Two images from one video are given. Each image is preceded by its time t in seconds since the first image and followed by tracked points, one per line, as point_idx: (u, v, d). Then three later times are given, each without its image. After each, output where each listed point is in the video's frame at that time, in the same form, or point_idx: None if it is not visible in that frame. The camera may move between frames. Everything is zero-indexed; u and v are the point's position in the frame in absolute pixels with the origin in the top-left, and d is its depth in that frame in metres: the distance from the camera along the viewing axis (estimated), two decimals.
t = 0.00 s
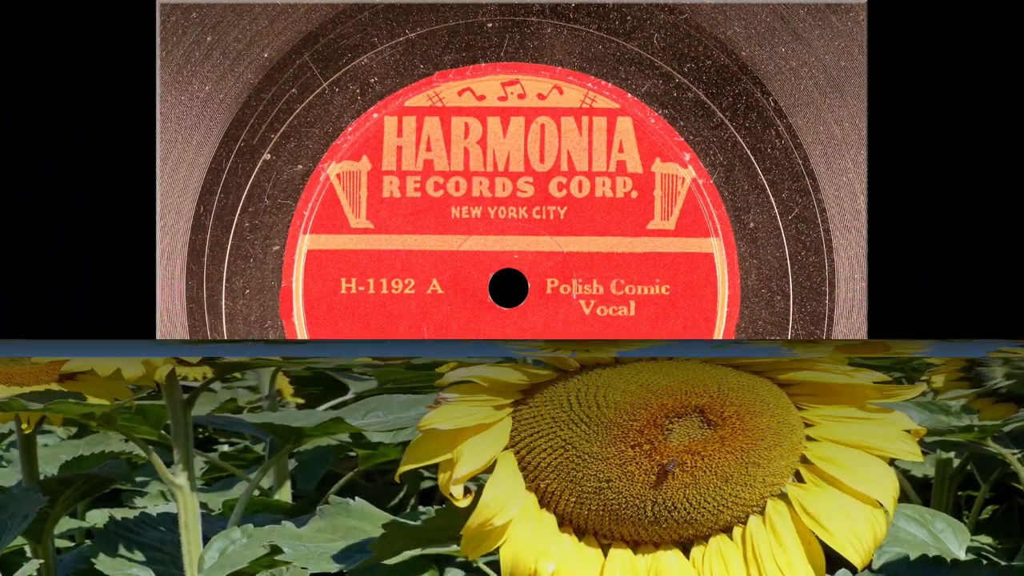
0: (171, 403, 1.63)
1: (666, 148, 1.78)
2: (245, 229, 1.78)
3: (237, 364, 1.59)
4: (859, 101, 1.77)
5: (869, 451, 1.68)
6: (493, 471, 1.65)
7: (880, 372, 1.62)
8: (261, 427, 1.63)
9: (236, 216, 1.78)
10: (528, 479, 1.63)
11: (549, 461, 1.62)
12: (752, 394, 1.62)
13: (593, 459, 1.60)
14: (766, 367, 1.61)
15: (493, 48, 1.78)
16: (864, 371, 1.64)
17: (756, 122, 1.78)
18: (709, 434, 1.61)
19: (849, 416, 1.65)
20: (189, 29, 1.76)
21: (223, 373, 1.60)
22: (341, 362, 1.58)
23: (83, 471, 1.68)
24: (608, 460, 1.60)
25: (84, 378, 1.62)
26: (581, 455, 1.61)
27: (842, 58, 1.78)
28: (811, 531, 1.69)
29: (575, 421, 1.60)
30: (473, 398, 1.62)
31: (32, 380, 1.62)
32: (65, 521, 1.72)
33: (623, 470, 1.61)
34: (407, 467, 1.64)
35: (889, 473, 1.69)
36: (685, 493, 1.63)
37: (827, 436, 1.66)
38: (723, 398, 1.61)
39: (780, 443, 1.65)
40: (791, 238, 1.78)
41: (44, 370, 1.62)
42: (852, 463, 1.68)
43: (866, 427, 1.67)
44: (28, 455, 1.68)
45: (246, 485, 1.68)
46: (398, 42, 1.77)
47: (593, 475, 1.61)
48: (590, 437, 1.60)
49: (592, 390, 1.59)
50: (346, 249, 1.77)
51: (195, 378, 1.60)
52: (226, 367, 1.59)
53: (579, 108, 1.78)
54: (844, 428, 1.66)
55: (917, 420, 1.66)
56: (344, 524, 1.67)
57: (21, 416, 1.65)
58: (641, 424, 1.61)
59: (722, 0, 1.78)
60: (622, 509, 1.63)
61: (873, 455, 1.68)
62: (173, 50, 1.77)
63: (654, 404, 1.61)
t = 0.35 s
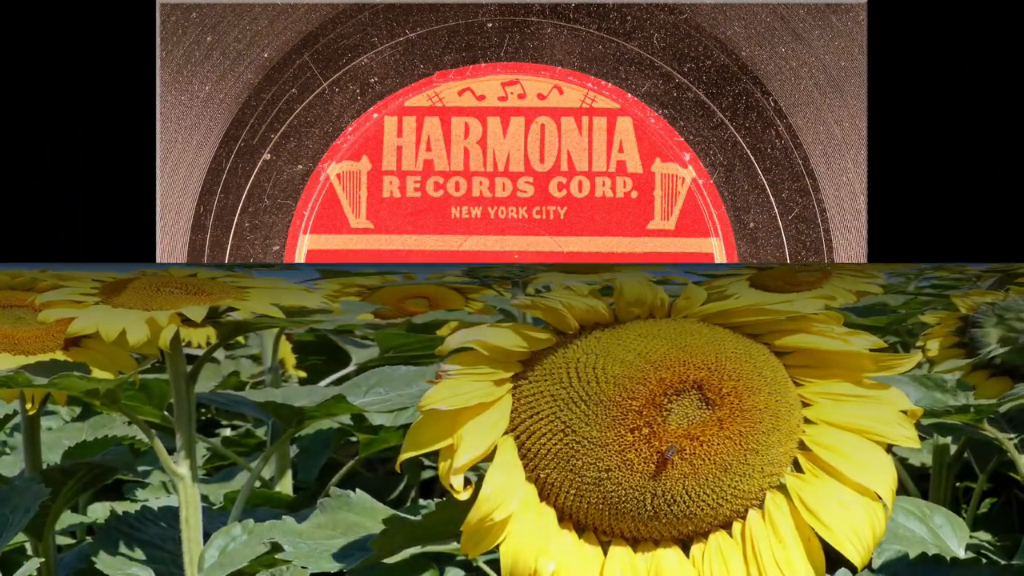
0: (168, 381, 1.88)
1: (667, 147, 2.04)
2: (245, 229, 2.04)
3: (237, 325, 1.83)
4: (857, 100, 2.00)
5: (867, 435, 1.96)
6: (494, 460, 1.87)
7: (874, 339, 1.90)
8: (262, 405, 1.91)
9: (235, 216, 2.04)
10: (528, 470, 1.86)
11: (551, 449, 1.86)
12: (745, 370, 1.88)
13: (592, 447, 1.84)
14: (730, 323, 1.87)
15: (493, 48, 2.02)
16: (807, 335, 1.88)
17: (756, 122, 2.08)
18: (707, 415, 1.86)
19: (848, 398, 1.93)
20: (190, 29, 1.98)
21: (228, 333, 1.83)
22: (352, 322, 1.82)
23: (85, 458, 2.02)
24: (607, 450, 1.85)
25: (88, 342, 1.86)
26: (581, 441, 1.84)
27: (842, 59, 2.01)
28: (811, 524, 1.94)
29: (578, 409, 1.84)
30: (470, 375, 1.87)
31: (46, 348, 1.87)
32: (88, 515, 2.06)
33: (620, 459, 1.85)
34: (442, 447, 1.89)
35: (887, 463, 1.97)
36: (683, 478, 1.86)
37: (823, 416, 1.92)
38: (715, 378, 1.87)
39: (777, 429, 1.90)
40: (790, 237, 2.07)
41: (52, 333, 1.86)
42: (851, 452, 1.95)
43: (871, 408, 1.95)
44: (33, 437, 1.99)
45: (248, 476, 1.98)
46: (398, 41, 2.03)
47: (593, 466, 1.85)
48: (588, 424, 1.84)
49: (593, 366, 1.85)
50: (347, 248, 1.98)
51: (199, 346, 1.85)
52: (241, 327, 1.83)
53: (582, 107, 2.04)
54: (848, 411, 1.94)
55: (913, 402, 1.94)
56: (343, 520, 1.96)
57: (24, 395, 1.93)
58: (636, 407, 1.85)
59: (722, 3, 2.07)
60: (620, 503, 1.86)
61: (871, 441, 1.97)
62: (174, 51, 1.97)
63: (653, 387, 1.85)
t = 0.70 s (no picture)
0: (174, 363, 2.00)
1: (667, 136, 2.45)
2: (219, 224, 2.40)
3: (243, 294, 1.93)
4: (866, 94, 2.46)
5: (863, 423, 1.96)
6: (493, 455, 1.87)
7: (868, 313, 1.95)
8: (263, 392, 2.05)
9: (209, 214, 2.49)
10: (529, 463, 1.88)
11: (551, 440, 1.87)
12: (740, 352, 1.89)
13: (591, 438, 1.86)
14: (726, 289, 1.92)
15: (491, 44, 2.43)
16: (802, 307, 1.93)
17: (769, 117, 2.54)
18: (705, 401, 1.85)
19: (843, 381, 1.95)
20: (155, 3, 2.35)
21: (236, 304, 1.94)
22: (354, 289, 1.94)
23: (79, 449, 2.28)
24: (606, 441, 1.86)
25: (95, 316, 1.96)
26: (580, 431, 1.86)
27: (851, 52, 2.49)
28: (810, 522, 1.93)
29: (577, 395, 1.85)
30: (472, 357, 1.87)
31: (52, 324, 2.00)
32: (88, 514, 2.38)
33: (620, 450, 1.86)
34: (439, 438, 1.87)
35: (883, 455, 1.96)
36: (682, 472, 1.86)
37: (819, 402, 1.94)
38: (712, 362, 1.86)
39: (775, 416, 1.89)
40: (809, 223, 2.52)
41: (57, 306, 1.98)
42: (848, 442, 1.95)
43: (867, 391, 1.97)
44: (37, 421, 2.23)
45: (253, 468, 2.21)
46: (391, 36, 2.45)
47: (592, 458, 1.87)
48: (588, 412, 1.85)
49: (593, 347, 1.86)
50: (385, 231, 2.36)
51: (203, 320, 1.94)
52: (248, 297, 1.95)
53: (579, 111, 3.60)
54: (844, 396, 1.95)
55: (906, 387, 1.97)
56: (343, 518, 2.06)
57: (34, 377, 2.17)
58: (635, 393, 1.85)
59: None
60: (618, 498, 1.88)
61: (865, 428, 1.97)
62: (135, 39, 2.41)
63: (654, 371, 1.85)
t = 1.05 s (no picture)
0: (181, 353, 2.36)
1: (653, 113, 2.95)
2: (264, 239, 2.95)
3: (245, 273, 2.25)
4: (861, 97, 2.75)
5: (860, 418, 2.08)
6: (494, 448, 1.92)
7: (864, 295, 2.07)
8: (269, 382, 2.56)
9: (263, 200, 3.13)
10: (529, 459, 1.95)
11: (550, 434, 1.93)
12: (738, 342, 2.04)
13: (590, 431, 1.92)
14: (724, 269, 2.09)
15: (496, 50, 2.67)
16: (798, 289, 2.09)
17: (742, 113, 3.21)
18: (705, 394, 1.98)
19: (842, 374, 2.11)
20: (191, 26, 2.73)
21: (239, 279, 2.25)
22: (353, 266, 2.25)
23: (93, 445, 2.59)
24: (606, 437, 1.92)
25: (100, 300, 2.50)
26: (580, 424, 1.92)
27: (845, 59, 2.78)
28: (810, 520, 2.01)
29: (576, 387, 1.92)
30: (472, 346, 1.93)
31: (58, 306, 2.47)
32: (91, 510, 3.10)
33: (619, 447, 1.92)
34: (441, 432, 1.92)
35: (882, 453, 2.03)
36: (682, 467, 1.95)
37: (819, 395, 2.09)
38: (710, 353, 1.99)
39: (772, 410, 2.03)
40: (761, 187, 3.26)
41: (66, 284, 2.46)
42: (846, 438, 2.05)
43: (865, 386, 2.10)
44: (39, 415, 2.53)
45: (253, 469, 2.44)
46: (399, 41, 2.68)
47: (593, 455, 1.92)
48: (587, 406, 1.92)
49: (593, 340, 1.94)
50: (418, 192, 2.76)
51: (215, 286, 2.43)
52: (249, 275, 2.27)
53: (580, 112, 2.85)
54: (842, 390, 2.08)
55: (902, 380, 2.09)
56: (343, 517, 2.15)
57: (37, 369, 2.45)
58: (634, 385, 1.93)
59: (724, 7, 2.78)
60: (619, 496, 1.94)
61: (865, 424, 2.08)
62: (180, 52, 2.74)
63: (652, 365, 1.94)
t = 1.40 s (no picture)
0: (184, 348, 2.37)
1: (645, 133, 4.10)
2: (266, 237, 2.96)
3: (252, 258, 2.41)
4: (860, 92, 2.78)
5: (858, 415, 2.08)
6: (494, 447, 1.92)
7: (860, 285, 2.08)
8: (270, 380, 2.56)
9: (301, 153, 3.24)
10: (528, 459, 1.96)
11: (550, 431, 1.94)
12: (736, 336, 2.04)
13: (590, 428, 1.93)
14: (721, 255, 2.10)
15: (495, 49, 2.69)
16: (794, 278, 2.10)
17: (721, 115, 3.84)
18: (704, 391, 1.99)
19: (839, 369, 2.12)
20: (190, 28, 2.67)
21: (242, 265, 2.41)
22: (353, 253, 2.43)
23: (94, 445, 2.58)
24: (606, 435, 1.93)
25: (105, 290, 2.59)
26: (580, 421, 1.93)
27: (843, 59, 2.80)
28: (810, 520, 2.00)
29: (576, 384, 1.92)
30: (472, 341, 1.93)
31: (64, 298, 2.56)
32: (91, 511, 3.10)
33: (619, 446, 1.92)
34: (442, 430, 1.92)
35: (882, 453, 2.03)
36: (682, 466, 1.96)
37: (817, 392, 2.09)
38: (709, 348, 2.00)
39: (772, 408, 2.03)
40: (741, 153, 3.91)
41: (70, 273, 2.55)
42: (845, 436, 2.05)
43: (864, 382, 2.11)
44: (42, 413, 2.54)
45: (252, 469, 2.43)
46: (399, 39, 2.70)
47: (592, 453, 1.93)
48: (587, 402, 1.93)
49: (593, 334, 1.94)
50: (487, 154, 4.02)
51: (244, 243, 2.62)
52: (254, 261, 2.42)
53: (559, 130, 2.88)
54: (840, 386, 2.09)
55: (901, 376, 2.09)
56: (343, 517, 2.16)
57: (40, 366, 2.46)
58: (634, 381, 1.93)
59: (722, 6, 2.81)
60: (618, 495, 1.95)
61: (863, 421, 2.08)
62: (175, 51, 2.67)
63: (651, 360, 1.94)
